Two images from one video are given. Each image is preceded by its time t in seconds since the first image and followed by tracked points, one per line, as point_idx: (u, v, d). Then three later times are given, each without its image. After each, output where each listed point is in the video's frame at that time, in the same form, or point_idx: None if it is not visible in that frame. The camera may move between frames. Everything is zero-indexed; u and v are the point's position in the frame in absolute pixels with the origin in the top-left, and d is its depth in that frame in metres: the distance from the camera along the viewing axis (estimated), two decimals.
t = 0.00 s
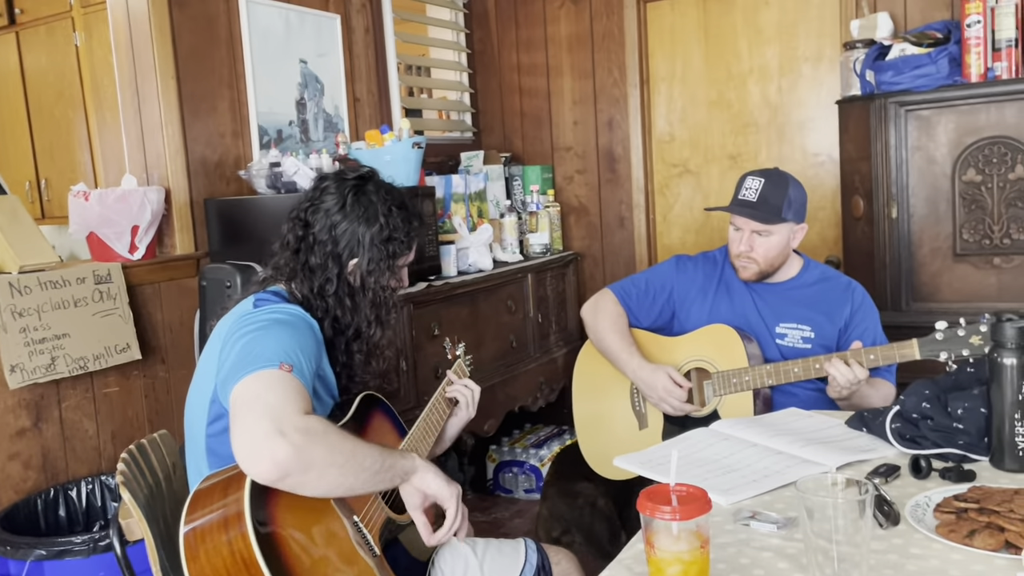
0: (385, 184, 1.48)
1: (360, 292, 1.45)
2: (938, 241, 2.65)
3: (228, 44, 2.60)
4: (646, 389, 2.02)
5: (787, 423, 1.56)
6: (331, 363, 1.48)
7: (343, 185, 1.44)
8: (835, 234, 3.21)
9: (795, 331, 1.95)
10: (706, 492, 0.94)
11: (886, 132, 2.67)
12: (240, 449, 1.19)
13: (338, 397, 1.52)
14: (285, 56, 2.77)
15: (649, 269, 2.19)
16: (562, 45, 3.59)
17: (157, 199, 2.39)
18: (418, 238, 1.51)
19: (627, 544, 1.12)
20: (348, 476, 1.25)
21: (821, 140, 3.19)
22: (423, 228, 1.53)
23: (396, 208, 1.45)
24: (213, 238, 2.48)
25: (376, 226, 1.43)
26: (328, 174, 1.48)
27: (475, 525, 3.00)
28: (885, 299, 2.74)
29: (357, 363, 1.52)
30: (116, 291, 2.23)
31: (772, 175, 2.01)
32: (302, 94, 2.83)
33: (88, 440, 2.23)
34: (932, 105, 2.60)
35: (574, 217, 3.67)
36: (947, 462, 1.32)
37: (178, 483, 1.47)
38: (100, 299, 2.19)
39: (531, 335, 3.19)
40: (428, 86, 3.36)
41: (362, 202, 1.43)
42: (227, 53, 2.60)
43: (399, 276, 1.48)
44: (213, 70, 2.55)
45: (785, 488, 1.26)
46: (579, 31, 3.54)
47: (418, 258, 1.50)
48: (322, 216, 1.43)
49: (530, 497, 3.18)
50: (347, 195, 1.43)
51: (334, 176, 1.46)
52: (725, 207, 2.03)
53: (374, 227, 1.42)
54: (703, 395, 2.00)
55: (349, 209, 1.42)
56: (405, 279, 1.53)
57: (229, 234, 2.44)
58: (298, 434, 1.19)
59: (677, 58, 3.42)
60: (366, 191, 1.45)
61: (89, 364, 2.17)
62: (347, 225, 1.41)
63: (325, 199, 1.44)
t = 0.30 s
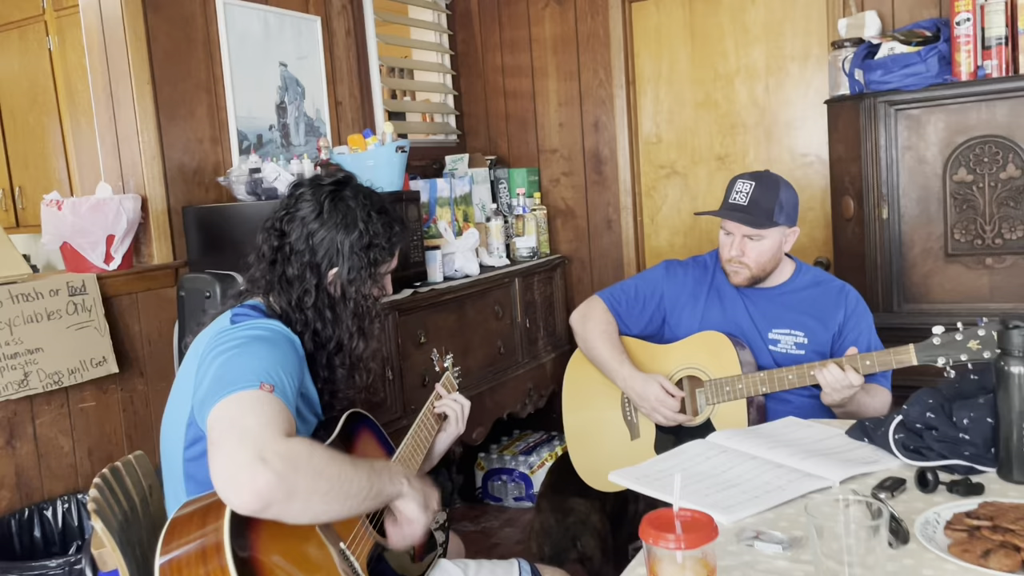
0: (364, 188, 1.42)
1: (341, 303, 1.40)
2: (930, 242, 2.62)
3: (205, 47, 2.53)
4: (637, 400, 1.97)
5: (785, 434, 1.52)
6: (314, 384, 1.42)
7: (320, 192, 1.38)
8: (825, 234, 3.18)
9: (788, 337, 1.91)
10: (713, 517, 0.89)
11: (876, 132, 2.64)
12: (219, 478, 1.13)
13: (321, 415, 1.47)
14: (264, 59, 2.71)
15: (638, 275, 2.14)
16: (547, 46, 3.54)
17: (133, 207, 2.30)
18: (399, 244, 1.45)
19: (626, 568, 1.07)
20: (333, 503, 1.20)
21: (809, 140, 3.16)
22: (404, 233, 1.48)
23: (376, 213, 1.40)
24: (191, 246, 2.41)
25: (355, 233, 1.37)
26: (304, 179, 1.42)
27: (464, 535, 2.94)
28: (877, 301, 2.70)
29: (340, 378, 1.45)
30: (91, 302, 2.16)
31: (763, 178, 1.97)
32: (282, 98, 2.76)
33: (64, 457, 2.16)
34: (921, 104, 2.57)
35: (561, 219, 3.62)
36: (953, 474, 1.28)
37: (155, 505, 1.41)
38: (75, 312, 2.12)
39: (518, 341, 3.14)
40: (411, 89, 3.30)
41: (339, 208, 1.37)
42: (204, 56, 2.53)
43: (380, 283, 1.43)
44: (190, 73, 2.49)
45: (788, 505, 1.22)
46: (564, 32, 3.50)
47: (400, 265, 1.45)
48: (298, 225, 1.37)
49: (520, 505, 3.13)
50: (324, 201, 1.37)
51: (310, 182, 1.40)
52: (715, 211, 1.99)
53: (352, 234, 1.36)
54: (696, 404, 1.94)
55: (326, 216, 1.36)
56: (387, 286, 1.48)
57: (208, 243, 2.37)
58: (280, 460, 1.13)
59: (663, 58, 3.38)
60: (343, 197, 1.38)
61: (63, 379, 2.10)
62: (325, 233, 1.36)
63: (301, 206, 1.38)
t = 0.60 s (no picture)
0: (344, 191, 1.34)
1: (320, 311, 1.32)
2: (922, 237, 2.57)
3: (176, 44, 2.45)
4: (629, 405, 1.90)
5: (786, 439, 1.46)
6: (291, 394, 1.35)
7: (296, 194, 1.31)
8: (814, 230, 3.13)
9: (784, 337, 1.85)
10: (723, 540, 0.83)
11: (866, 125, 2.59)
12: (186, 503, 1.06)
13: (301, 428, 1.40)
14: (238, 56, 2.62)
15: (627, 276, 2.07)
16: (529, 41, 3.47)
17: (102, 210, 2.21)
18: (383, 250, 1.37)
19: None
20: (312, 513, 1.14)
21: (797, 134, 3.11)
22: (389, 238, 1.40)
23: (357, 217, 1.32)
24: (164, 251, 2.33)
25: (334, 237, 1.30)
26: (281, 181, 1.35)
27: (452, 542, 2.86)
28: (869, 297, 2.66)
29: (321, 390, 1.38)
30: (59, 311, 2.06)
31: (756, 174, 1.91)
32: (258, 96, 2.68)
33: (32, 472, 2.06)
34: (912, 97, 2.53)
35: (546, 218, 3.55)
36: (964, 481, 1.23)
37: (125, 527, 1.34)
38: (42, 321, 2.02)
39: (505, 343, 3.07)
40: (391, 86, 3.23)
41: (317, 212, 1.30)
42: (175, 53, 2.44)
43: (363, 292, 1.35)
44: (161, 71, 2.40)
45: (795, 517, 1.15)
46: (547, 26, 3.43)
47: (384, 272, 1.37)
48: (273, 229, 1.30)
49: (508, 510, 3.06)
50: (301, 204, 1.30)
51: (287, 184, 1.33)
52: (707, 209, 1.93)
53: (331, 239, 1.28)
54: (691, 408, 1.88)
55: (302, 220, 1.29)
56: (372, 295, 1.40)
57: (181, 247, 2.28)
58: (251, 485, 1.06)
59: (648, 52, 3.32)
60: (321, 199, 1.31)
61: (30, 391, 2.00)
62: (301, 238, 1.28)
63: (276, 210, 1.31)
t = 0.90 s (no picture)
0: (317, 183, 1.28)
1: (291, 307, 1.26)
2: (911, 227, 2.53)
3: (145, 35, 2.36)
4: (618, 403, 1.85)
5: (783, 438, 1.41)
6: (268, 397, 1.28)
7: (266, 185, 1.25)
8: (801, 221, 3.09)
9: (775, 331, 1.80)
10: (729, 553, 0.77)
11: (854, 114, 2.55)
12: (149, 513, 0.99)
13: (279, 437, 1.33)
14: (211, 47, 2.53)
15: (614, 270, 2.01)
16: (510, 32, 3.41)
17: (68, 208, 2.13)
18: (359, 243, 1.31)
19: None
20: (285, 545, 1.05)
21: (782, 124, 3.06)
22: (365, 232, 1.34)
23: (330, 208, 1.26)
24: (135, 249, 2.24)
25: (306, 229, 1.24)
26: (253, 174, 1.29)
27: (436, 544, 2.80)
28: (858, 289, 2.62)
29: (295, 392, 1.32)
30: (24, 312, 1.97)
31: (747, 163, 1.87)
32: (231, 89, 2.59)
33: None
34: (900, 85, 2.49)
35: (529, 212, 3.49)
36: (970, 480, 1.17)
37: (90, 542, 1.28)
38: (6, 323, 1.93)
39: (488, 340, 3.01)
40: (369, 78, 3.15)
41: (287, 202, 1.24)
42: (145, 44, 2.36)
43: (336, 287, 1.29)
44: (130, 62, 2.31)
45: (796, 521, 1.10)
46: (528, 16, 3.37)
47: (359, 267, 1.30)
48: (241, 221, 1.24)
49: (493, 510, 3.00)
50: (270, 195, 1.24)
51: (258, 176, 1.28)
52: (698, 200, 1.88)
53: (302, 230, 1.22)
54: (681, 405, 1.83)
55: (271, 211, 1.23)
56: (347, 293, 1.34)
57: (153, 244, 2.20)
58: (221, 495, 0.99)
59: (631, 42, 3.26)
60: (292, 190, 1.25)
61: None
62: (270, 229, 1.22)
63: (246, 201, 1.25)
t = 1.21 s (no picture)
0: (267, 158, 1.31)
1: (254, 280, 1.26)
2: (916, 223, 2.51)
3: (145, 28, 2.35)
4: (616, 401, 1.83)
5: (781, 437, 1.40)
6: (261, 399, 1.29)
7: (218, 168, 1.29)
8: (805, 217, 3.07)
9: (775, 330, 1.79)
10: (718, 558, 0.76)
11: (859, 109, 2.52)
12: (138, 516, 0.98)
13: (272, 436, 1.32)
14: (211, 41, 2.52)
15: (614, 267, 2.01)
16: (513, 25, 3.39)
17: (68, 202, 2.13)
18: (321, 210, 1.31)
19: None
20: (275, 546, 1.04)
21: (787, 119, 3.04)
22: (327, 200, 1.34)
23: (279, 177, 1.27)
24: (135, 244, 2.24)
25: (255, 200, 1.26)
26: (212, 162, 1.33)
27: (438, 540, 2.79)
28: (862, 285, 2.60)
29: (275, 370, 1.31)
30: (23, 308, 1.97)
31: (746, 161, 1.85)
32: (233, 83, 2.58)
33: None
34: (906, 80, 2.46)
35: (532, 207, 3.47)
36: (970, 481, 1.16)
37: (81, 539, 1.28)
38: (5, 318, 1.93)
39: (491, 336, 3.00)
40: (372, 72, 3.14)
41: (238, 178, 1.27)
42: (144, 38, 2.35)
43: (298, 255, 1.29)
44: (130, 56, 2.30)
45: (793, 523, 1.09)
46: (531, 10, 3.34)
47: (322, 232, 1.30)
48: (199, 204, 1.28)
49: (495, 506, 3.00)
50: (221, 174, 1.28)
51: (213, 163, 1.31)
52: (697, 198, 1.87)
53: (251, 201, 1.24)
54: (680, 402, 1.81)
55: (223, 187, 1.26)
56: (320, 263, 1.33)
57: (154, 241, 2.19)
58: (213, 498, 0.98)
59: (635, 36, 3.24)
60: (244, 167, 1.28)
61: None
62: (221, 205, 1.25)
63: (201, 187, 1.29)
